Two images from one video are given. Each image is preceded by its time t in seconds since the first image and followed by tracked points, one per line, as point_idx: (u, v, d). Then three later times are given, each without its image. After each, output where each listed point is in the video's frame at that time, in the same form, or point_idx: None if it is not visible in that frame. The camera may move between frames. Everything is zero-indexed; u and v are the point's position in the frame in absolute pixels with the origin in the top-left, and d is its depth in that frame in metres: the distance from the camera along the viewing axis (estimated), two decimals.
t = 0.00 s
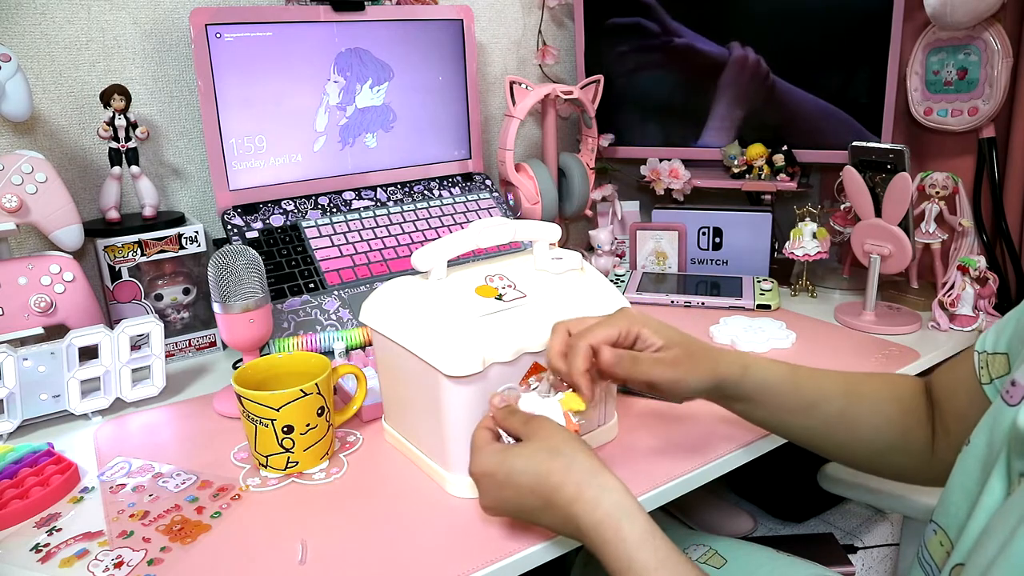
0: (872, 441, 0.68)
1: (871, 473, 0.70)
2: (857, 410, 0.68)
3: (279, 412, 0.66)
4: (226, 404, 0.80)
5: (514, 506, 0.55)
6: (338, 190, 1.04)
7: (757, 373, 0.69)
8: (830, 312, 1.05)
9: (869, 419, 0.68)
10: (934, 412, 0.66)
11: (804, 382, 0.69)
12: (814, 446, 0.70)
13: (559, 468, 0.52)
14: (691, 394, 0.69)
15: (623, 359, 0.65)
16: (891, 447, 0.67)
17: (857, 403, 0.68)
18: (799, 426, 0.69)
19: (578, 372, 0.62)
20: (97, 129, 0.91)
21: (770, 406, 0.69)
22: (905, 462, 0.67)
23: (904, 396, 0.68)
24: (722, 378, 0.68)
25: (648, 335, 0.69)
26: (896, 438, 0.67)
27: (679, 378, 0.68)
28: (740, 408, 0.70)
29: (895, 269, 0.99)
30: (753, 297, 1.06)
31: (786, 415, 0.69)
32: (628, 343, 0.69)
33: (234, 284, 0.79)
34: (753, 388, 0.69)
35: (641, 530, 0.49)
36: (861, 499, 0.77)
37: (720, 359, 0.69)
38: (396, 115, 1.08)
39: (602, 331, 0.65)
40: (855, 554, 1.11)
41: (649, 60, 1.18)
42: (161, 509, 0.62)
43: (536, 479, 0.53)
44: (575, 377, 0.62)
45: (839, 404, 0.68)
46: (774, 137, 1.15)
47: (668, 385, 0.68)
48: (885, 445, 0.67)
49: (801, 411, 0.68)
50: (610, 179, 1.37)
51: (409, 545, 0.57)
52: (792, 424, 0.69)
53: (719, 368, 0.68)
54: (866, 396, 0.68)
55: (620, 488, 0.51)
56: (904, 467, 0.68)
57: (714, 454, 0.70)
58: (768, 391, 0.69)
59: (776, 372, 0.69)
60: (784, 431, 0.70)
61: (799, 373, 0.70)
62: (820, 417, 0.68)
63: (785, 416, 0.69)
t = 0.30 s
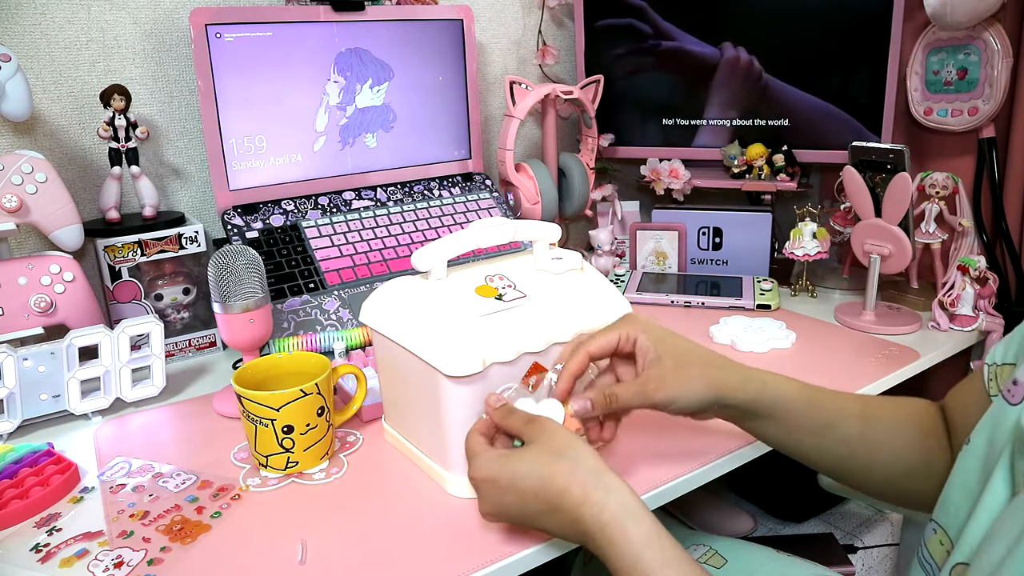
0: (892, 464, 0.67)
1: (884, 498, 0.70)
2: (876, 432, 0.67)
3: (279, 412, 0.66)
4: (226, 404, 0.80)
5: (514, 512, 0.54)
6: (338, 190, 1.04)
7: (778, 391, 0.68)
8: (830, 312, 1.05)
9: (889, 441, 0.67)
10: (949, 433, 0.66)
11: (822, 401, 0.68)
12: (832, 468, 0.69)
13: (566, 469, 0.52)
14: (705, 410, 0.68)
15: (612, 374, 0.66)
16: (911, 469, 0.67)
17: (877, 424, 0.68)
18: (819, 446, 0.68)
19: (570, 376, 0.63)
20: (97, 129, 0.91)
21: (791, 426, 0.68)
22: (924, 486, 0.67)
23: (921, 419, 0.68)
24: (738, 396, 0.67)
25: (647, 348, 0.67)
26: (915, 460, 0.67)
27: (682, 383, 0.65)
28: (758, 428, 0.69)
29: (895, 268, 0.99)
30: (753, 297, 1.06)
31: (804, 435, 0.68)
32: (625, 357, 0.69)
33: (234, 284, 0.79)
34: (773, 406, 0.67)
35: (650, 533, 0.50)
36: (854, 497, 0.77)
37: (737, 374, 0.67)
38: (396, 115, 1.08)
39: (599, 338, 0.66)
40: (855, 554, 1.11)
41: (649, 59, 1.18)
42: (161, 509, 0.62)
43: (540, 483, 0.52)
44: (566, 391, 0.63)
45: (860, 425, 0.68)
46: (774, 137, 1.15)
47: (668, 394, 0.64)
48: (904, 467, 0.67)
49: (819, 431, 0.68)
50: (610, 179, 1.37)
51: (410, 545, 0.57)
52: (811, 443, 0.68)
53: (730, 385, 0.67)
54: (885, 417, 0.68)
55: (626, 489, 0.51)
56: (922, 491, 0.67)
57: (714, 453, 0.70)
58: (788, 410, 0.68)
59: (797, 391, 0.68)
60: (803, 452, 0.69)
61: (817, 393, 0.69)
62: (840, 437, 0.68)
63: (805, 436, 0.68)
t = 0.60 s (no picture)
0: (895, 481, 0.67)
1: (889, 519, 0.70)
2: (875, 449, 0.68)
3: (279, 412, 0.66)
4: (226, 404, 0.80)
5: (509, 535, 0.54)
6: (338, 190, 1.04)
7: (771, 416, 0.67)
8: (830, 312, 1.05)
9: (888, 458, 0.67)
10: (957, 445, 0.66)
11: (818, 420, 0.69)
12: (834, 490, 0.69)
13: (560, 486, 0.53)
14: (692, 438, 0.66)
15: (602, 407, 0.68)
16: (914, 486, 0.67)
17: (875, 443, 0.68)
18: (819, 468, 0.68)
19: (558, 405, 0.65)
20: (97, 129, 0.91)
21: (788, 448, 0.67)
22: (927, 502, 0.67)
23: (920, 434, 0.68)
24: (723, 420, 0.66)
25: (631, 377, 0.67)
26: (918, 476, 0.67)
27: (665, 409, 0.64)
28: (753, 455, 0.68)
29: (896, 268, 0.99)
30: (753, 297, 1.06)
31: (805, 458, 0.68)
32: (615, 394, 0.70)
33: (234, 284, 0.79)
34: (766, 430, 0.67)
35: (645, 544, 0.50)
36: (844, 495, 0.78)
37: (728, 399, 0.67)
38: (396, 115, 1.08)
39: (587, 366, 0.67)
40: (855, 555, 1.11)
41: (649, 59, 1.18)
42: (161, 509, 0.62)
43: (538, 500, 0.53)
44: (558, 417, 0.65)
45: (858, 444, 0.68)
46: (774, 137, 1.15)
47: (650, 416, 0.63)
48: (907, 485, 0.67)
49: (819, 452, 0.68)
50: (610, 179, 1.37)
51: (410, 545, 0.57)
52: (810, 464, 0.68)
53: (717, 411, 0.66)
54: (883, 435, 0.68)
55: (620, 502, 0.52)
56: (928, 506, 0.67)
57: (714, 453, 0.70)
58: (782, 433, 0.67)
59: (789, 416, 0.68)
60: (802, 474, 0.69)
61: (811, 414, 0.69)
62: (840, 458, 0.68)
63: (805, 457, 0.68)
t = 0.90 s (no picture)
0: (893, 483, 0.67)
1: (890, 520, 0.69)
2: (872, 451, 0.68)
3: (279, 412, 0.66)
4: (226, 404, 0.80)
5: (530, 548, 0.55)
6: (338, 190, 1.04)
7: (764, 418, 0.67)
8: (830, 312, 1.05)
9: (886, 459, 0.67)
10: (958, 446, 0.66)
11: (813, 421, 0.69)
12: (832, 492, 0.69)
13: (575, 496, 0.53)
14: (688, 444, 0.66)
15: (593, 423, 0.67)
16: (913, 487, 0.67)
17: (873, 444, 0.68)
18: (816, 470, 0.68)
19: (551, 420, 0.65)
20: (97, 129, 0.91)
21: (784, 450, 0.68)
22: (927, 504, 0.67)
23: (918, 435, 0.68)
24: (716, 422, 0.66)
25: (623, 388, 0.67)
26: (917, 477, 0.67)
27: (657, 414, 0.64)
28: (749, 458, 0.68)
29: (896, 268, 0.99)
30: (753, 297, 1.06)
31: (801, 460, 0.68)
32: (606, 410, 0.69)
33: (234, 284, 0.79)
34: (760, 432, 0.67)
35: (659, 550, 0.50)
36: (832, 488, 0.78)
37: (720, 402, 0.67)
38: (396, 115, 1.08)
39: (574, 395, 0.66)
40: (855, 555, 1.10)
41: (649, 59, 1.18)
42: (161, 509, 0.62)
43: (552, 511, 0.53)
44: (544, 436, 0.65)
45: (854, 446, 0.68)
46: (774, 137, 1.15)
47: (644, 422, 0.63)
48: (906, 486, 0.67)
49: (815, 453, 0.68)
50: (610, 179, 1.37)
51: (410, 546, 0.57)
52: (807, 466, 0.68)
53: (709, 415, 0.66)
54: (879, 437, 0.68)
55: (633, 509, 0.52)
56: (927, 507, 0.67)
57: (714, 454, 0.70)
58: (777, 435, 0.67)
59: (783, 419, 0.68)
60: (800, 476, 0.69)
61: (806, 416, 0.69)
62: (836, 460, 0.68)
63: (801, 459, 0.68)
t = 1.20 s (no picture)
0: (906, 481, 0.67)
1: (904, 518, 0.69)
2: (887, 446, 0.67)
3: (279, 412, 0.66)
4: (226, 404, 0.80)
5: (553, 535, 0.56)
6: (338, 190, 1.04)
7: (777, 403, 0.69)
8: (830, 312, 1.05)
9: (897, 455, 0.67)
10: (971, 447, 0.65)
11: (829, 411, 0.70)
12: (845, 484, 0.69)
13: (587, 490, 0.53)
14: (706, 424, 0.70)
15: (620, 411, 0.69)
16: (926, 485, 0.66)
17: (887, 438, 0.68)
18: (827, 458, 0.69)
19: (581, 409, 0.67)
20: (97, 129, 0.91)
21: (796, 436, 0.69)
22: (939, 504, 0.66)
23: (932, 435, 0.67)
24: (732, 405, 0.69)
25: (644, 374, 0.71)
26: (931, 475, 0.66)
27: (676, 401, 0.69)
28: (762, 441, 0.70)
29: (896, 268, 0.99)
30: (753, 297, 1.06)
31: (812, 447, 0.69)
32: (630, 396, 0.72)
33: (234, 284, 0.79)
34: (771, 416, 0.69)
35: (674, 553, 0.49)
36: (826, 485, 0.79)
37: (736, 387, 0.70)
38: (396, 115, 1.08)
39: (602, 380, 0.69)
40: (856, 555, 1.10)
41: (649, 59, 1.18)
42: (161, 509, 0.62)
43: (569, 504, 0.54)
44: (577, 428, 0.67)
45: (866, 439, 0.68)
46: (774, 137, 1.15)
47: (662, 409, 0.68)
48: (919, 483, 0.66)
49: (826, 442, 0.69)
50: (610, 179, 1.37)
51: (410, 546, 0.57)
52: (819, 454, 0.69)
53: (725, 399, 0.69)
54: (894, 434, 0.68)
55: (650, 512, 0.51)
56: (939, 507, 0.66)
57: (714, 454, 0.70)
58: (786, 420, 0.69)
59: (795, 406, 0.70)
60: (812, 463, 0.70)
61: (822, 406, 0.70)
62: (848, 450, 0.68)
63: (812, 447, 0.69)
